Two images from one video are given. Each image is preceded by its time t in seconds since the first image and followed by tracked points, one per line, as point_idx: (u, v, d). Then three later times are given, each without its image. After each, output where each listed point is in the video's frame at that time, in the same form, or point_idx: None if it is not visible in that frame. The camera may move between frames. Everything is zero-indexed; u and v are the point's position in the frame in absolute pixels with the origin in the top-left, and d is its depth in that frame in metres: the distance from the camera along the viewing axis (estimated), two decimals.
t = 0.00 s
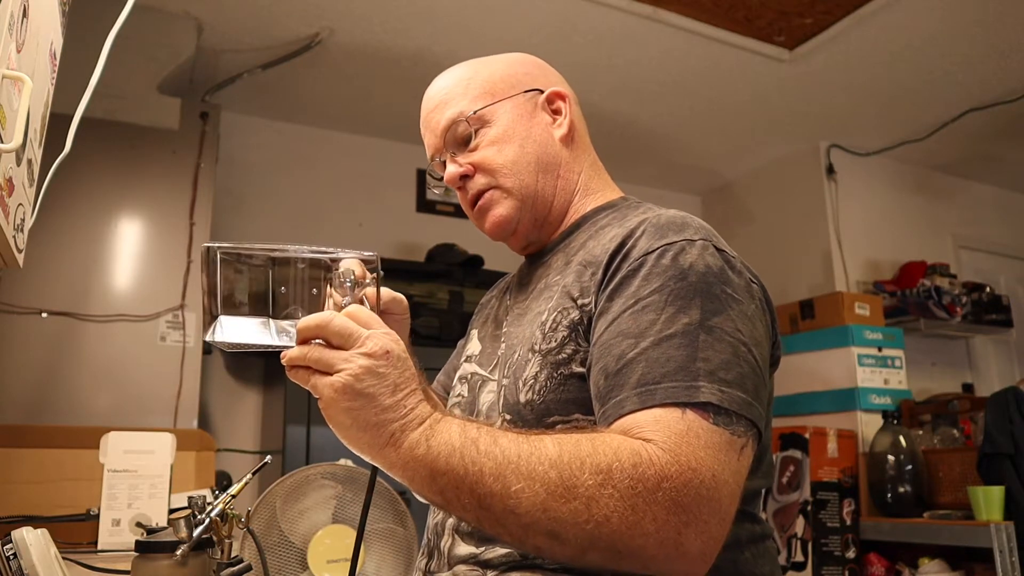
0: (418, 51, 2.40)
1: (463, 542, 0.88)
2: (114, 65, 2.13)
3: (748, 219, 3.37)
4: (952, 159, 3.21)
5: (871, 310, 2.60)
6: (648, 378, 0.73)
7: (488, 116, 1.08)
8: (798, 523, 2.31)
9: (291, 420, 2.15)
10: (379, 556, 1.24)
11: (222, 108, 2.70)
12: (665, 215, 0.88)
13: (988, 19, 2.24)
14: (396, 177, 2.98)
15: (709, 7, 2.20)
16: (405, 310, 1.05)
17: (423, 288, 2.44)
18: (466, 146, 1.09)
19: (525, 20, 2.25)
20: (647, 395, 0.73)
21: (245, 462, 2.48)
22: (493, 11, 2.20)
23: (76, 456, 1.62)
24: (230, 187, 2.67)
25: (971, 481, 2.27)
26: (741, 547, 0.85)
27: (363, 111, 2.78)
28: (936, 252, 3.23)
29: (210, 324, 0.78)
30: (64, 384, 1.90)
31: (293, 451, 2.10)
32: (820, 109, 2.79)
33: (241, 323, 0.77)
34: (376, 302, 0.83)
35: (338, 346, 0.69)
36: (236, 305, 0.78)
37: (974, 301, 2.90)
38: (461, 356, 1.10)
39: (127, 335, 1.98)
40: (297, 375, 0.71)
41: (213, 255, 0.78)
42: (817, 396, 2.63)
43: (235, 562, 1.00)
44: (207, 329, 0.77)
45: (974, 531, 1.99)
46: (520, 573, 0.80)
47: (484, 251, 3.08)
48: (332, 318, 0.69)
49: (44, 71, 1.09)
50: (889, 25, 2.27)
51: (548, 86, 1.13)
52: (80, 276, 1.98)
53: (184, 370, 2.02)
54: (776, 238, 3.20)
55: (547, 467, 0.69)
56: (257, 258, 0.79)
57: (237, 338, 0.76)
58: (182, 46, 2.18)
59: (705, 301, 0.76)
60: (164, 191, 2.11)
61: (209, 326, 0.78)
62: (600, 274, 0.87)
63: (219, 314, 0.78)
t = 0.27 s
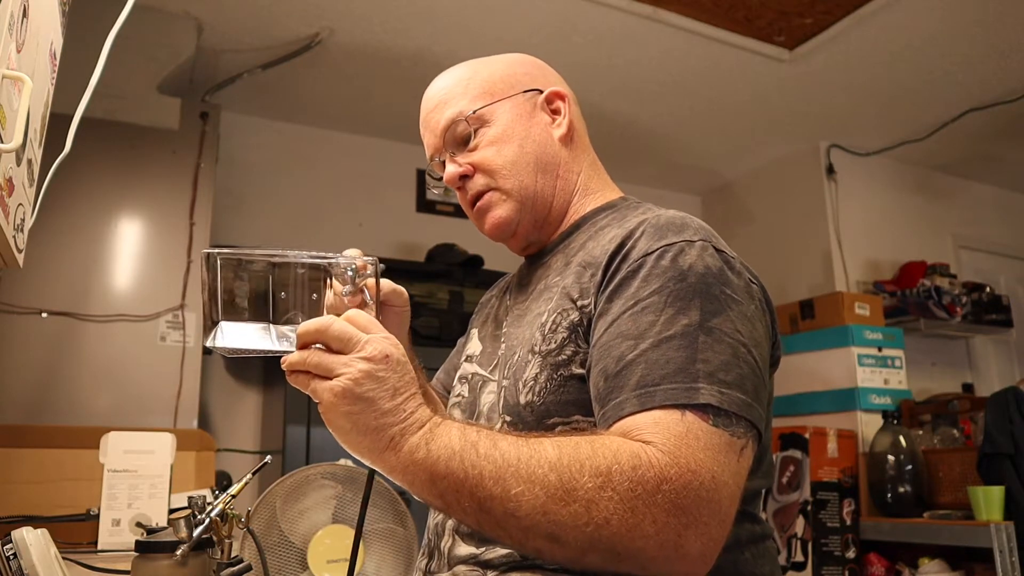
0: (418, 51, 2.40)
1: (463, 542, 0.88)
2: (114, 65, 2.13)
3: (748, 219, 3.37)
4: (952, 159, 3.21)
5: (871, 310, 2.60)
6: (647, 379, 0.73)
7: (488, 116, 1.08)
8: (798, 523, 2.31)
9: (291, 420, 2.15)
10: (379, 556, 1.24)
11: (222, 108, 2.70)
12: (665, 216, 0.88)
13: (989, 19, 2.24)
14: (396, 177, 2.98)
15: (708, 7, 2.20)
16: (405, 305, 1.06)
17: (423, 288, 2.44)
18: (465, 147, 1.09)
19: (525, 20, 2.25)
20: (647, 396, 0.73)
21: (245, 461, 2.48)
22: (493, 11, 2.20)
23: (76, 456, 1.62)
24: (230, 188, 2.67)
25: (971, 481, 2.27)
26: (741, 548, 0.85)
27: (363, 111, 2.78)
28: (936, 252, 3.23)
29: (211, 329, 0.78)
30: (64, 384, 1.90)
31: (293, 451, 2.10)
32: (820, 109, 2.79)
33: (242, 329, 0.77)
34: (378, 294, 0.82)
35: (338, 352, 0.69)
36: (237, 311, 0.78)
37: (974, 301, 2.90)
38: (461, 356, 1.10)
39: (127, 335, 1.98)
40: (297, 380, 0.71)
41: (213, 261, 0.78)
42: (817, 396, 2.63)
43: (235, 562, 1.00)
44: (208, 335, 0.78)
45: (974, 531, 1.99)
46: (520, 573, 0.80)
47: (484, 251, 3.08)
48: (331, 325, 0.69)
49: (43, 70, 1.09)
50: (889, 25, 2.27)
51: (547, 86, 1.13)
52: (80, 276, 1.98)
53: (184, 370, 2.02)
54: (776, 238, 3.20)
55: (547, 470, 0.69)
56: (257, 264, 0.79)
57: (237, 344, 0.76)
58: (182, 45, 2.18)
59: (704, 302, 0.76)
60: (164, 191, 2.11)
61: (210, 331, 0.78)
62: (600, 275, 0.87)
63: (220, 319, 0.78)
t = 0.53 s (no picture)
0: (418, 51, 2.40)
1: (463, 542, 0.88)
2: (114, 64, 2.13)
3: (748, 219, 3.37)
4: (952, 159, 3.21)
5: (871, 310, 2.60)
6: (648, 381, 0.73)
7: (489, 115, 1.08)
8: (798, 523, 2.31)
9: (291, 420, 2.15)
10: (379, 556, 1.24)
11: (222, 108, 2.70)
12: (665, 217, 0.88)
13: (989, 19, 2.24)
14: (396, 177, 2.98)
15: (708, 7, 2.20)
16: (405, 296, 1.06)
17: (423, 288, 2.44)
18: (466, 146, 1.09)
19: (525, 20, 2.25)
20: (648, 398, 0.73)
21: (245, 461, 2.48)
22: (493, 11, 2.20)
23: (76, 456, 1.62)
24: (230, 188, 2.67)
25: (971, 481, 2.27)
26: (742, 549, 0.85)
27: (363, 111, 2.78)
28: (936, 252, 3.23)
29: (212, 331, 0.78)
30: (64, 384, 1.90)
31: (293, 451, 2.10)
32: (820, 109, 2.79)
33: (243, 332, 0.78)
34: (377, 276, 0.83)
35: (339, 355, 0.69)
36: (238, 314, 0.78)
37: (974, 301, 2.90)
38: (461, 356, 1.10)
39: (127, 335, 1.99)
40: (298, 383, 0.70)
41: (214, 264, 0.78)
42: (817, 396, 2.63)
43: (235, 562, 1.00)
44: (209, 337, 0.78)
45: (974, 531, 1.99)
46: (520, 573, 0.80)
47: (484, 251, 3.08)
48: (333, 327, 0.69)
49: (43, 70, 1.09)
50: (889, 25, 2.27)
51: (548, 85, 1.13)
52: (80, 276, 1.98)
53: (184, 370, 2.02)
54: (776, 238, 3.20)
55: (547, 472, 0.69)
56: (258, 268, 0.78)
57: (239, 348, 0.77)
58: (182, 45, 2.18)
59: (705, 303, 0.76)
60: (165, 192, 2.11)
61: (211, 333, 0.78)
62: (600, 277, 0.87)
63: (221, 324, 0.78)
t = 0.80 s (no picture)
0: (419, 51, 2.40)
1: (463, 542, 0.88)
2: (114, 64, 2.13)
3: (748, 219, 3.37)
4: (952, 159, 3.21)
5: (871, 310, 2.60)
6: (650, 381, 0.73)
7: (490, 116, 1.08)
8: (798, 523, 2.31)
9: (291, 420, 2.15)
10: (380, 556, 1.24)
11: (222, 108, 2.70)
12: (667, 217, 0.88)
13: (989, 19, 2.24)
14: (396, 177, 2.98)
15: (708, 7, 2.20)
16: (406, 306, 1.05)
17: (423, 288, 2.44)
18: (468, 147, 1.09)
19: (526, 20, 2.25)
20: (650, 398, 0.73)
21: (245, 461, 2.48)
22: (493, 11, 2.20)
23: (77, 456, 1.62)
24: (230, 188, 2.67)
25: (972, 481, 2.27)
26: (743, 548, 0.85)
27: (363, 111, 2.78)
28: (936, 252, 3.23)
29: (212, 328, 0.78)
30: (64, 384, 1.90)
31: (293, 451, 2.10)
32: (820, 109, 2.79)
33: (244, 328, 0.77)
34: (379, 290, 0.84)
35: (341, 353, 0.69)
36: (238, 310, 0.78)
37: (974, 301, 2.90)
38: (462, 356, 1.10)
39: (127, 335, 1.99)
40: (299, 381, 0.70)
41: (214, 260, 0.78)
42: (817, 396, 2.63)
43: (235, 562, 1.00)
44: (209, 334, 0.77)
45: (974, 531, 1.99)
46: (521, 573, 0.80)
47: (484, 251, 3.08)
48: (335, 325, 0.69)
49: (43, 71, 1.09)
50: (890, 25, 2.27)
51: (549, 85, 1.13)
52: (80, 276, 1.98)
53: (184, 370, 2.02)
54: (776, 238, 3.20)
55: (550, 472, 0.69)
56: (259, 264, 0.78)
57: (239, 344, 0.76)
58: (182, 45, 2.18)
59: (708, 304, 0.76)
60: (165, 192, 2.11)
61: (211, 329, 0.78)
62: (602, 276, 0.87)
63: (222, 319, 0.77)
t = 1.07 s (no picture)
0: (418, 51, 2.40)
1: (463, 542, 0.88)
2: (114, 64, 2.13)
3: (748, 219, 3.37)
4: (952, 159, 3.21)
5: (871, 310, 2.60)
6: (650, 381, 0.73)
7: (490, 116, 1.08)
8: (798, 523, 2.31)
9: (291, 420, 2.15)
10: (380, 556, 1.24)
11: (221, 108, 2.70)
12: (668, 217, 0.88)
13: (989, 19, 2.24)
14: (396, 177, 2.98)
15: (708, 7, 2.20)
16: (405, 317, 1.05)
17: (423, 288, 2.44)
18: (468, 147, 1.09)
19: (526, 20, 2.25)
20: (650, 398, 0.73)
21: (245, 461, 2.48)
22: (493, 11, 2.20)
23: (76, 456, 1.62)
24: (230, 188, 2.67)
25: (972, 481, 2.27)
26: (742, 548, 0.85)
27: (363, 111, 2.78)
28: (936, 253, 3.23)
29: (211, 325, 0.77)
30: (64, 384, 1.90)
31: (293, 451, 2.10)
32: (820, 109, 2.79)
33: (243, 325, 0.77)
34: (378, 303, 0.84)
35: (342, 351, 0.69)
36: (238, 308, 0.78)
37: (974, 301, 2.90)
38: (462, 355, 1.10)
39: (127, 335, 1.99)
40: (299, 378, 0.70)
41: (215, 257, 0.78)
42: (817, 396, 2.63)
43: (235, 562, 1.00)
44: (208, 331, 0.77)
45: (974, 531, 1.99)
46: (521, 573, 0.80)
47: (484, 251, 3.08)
48: (336, 322, 0.69)
49: (44, 71, 1.09)
50: (890, 25, 2.27)
51: (549, 85, 1.13)
52: (80, 276, 1.98)
53: (184, 370, 2.02)
54: (776, 237, 3.20)
55: (550, 471, 0.69)
56: (259, 262, 0.79)
57: (238, 341, 0.76)
58: (182, 45, 2.18)
59: (708, 303, 0.76)
60: (165, 192, 2.11)
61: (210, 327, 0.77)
62: (602, 276, 0.87)
63: (222, 316, 0.77)
